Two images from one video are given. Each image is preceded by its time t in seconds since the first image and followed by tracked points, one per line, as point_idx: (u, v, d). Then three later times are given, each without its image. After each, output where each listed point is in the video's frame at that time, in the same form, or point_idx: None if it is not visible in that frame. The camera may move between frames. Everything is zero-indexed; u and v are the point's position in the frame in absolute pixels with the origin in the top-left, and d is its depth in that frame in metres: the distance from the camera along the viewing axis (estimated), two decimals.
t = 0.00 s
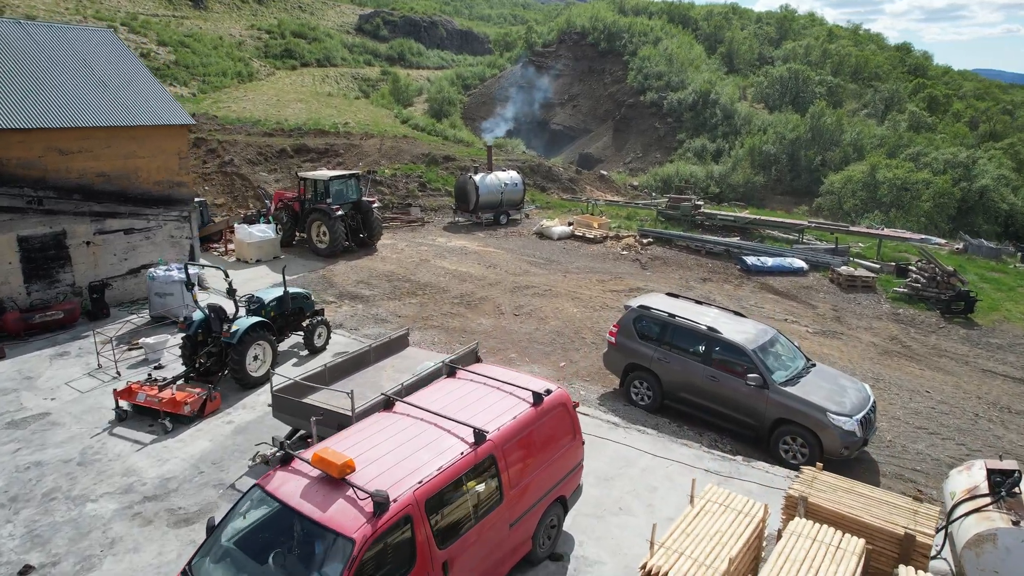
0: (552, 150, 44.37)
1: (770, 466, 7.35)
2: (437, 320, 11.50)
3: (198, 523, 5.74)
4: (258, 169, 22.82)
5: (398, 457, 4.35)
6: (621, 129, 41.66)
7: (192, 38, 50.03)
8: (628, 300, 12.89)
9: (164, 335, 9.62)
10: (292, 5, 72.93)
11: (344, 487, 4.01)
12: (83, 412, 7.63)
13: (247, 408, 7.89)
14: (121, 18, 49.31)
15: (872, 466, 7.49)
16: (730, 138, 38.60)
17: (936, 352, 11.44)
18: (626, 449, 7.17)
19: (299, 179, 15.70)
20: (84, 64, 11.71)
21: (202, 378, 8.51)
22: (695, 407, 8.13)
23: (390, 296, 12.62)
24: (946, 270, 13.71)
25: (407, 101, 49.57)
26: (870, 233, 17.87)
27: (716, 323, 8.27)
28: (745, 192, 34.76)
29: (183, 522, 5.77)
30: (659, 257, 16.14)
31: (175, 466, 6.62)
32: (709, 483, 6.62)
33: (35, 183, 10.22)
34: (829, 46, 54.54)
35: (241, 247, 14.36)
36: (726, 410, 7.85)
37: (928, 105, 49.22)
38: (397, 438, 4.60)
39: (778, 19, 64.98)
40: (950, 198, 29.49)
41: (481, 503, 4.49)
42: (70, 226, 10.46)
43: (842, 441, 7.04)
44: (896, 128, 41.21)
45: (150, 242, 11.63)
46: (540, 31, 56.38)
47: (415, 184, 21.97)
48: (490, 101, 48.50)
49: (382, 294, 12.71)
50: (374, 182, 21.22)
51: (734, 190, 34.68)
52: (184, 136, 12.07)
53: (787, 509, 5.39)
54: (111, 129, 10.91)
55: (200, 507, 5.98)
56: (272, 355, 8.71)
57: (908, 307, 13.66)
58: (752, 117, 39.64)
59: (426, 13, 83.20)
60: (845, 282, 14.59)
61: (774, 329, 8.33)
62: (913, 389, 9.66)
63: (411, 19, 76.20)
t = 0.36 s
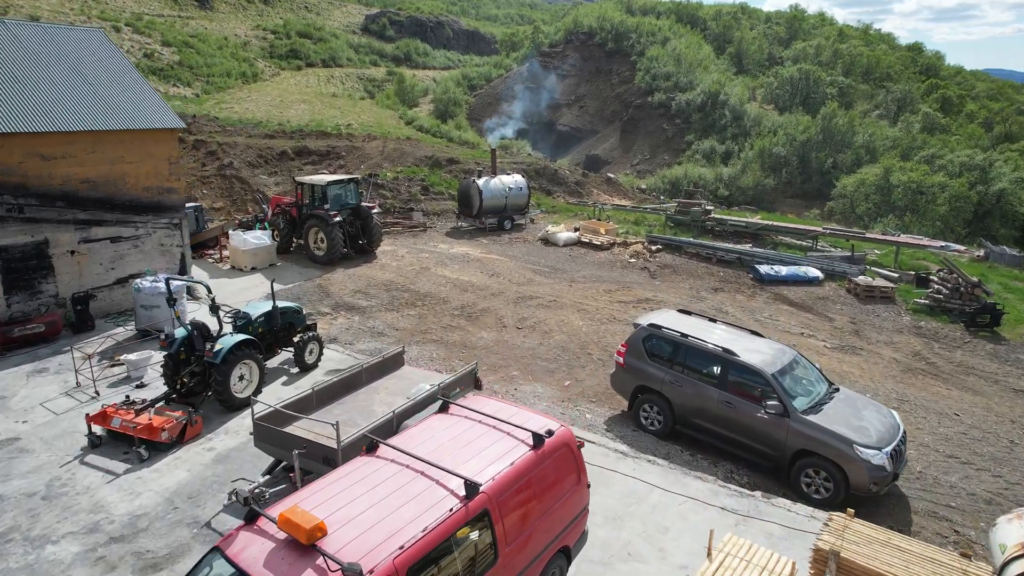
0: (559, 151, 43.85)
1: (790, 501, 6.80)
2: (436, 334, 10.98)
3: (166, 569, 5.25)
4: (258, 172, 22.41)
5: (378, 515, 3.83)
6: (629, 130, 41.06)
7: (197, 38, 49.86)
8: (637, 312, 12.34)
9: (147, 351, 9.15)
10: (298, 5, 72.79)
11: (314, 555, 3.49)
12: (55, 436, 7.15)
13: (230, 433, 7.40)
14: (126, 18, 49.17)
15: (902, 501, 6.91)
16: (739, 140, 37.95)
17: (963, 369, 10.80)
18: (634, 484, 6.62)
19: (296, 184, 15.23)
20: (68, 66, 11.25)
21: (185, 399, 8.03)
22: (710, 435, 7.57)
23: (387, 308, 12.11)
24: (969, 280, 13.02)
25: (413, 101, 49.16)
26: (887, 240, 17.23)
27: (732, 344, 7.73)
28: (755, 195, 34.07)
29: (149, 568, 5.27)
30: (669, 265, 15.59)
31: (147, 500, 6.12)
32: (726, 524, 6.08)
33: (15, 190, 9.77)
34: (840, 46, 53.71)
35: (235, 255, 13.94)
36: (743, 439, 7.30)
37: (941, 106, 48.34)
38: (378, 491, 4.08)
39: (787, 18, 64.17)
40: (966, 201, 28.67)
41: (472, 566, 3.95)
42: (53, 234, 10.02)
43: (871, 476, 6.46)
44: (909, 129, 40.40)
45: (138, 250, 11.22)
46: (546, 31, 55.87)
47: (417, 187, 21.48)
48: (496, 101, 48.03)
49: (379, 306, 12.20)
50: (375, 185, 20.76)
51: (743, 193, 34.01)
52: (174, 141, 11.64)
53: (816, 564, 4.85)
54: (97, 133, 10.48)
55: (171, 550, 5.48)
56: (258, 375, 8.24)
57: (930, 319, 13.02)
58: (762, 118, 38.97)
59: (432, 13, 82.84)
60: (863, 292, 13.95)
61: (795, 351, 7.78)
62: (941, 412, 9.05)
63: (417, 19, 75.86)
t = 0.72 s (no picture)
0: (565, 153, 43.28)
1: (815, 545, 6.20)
2: (433, 349, 10.42)
3: None
4: (257, 175, 21.95)
5: None
6: (635, 132, 40.43)
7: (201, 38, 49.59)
8: (645, 325, 11.73)
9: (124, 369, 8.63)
10: (303, 5, 72.53)
11: None
12: (18, 467, 6.63)
13: (207, 464, 6.87)
14: (130, 18, 48.93)
15: (938, 546, 6.31)
16: (748, 141, 37.26)
17: (993, 390, 10.14)
18: (642, 528, 6.04)
19: (292, 189, 14.73)
20: (52, 68, 10.80)
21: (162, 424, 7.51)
22: (727, 468, 6.98)
23: (382, 321, 11.56)
24: (996, 292, 12.33)
25: (417, 102, 48.70)
26: (905, 248, 16.56)
27: (750, 369, 7.14)
28: (765, 198, 33.36)
29: None
30: (678, 273, 15.00)
31: (110, 543, 5.60)
32: None
33: None
34: (851, 46, 52.83)
35: (228, 263, 13.46)
36: (764, 475, 6.69)
37: (954, 108, 47.44)
38: (352, 561, 3.53)
39: (796, 18, 63.29)
40: (984, 205, 27.85)
41: None
42: (30, 244, 9.53)
43: (906, 520, 5.84)
44: (922, 131, 39.55)
45: (123, 260, 10.72)
46: (552, 32, 55.29)
47: (419, 191, 20.96)
48: (501, 102, 47.51)
49: (375, 318, 11.66)
50: (376, 189, 20.26)
51: (752, 196, 33.31)
52: (161, 145, 11.11)
53: None
54: (78, 138, 9.96)
55: None
56: (241, 398, 7.70)
57: (954, 334, 12.35)
58: (772, 120, 38.25)
59: (437, 13, 82.36)
60: (882, 304, 13.28)
61: (818, 377, 7.19)
62: (973, 440, 8.41)
63: (422, 19, 75.43)
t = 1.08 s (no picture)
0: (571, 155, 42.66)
1: None
2: (431, 367, 9.82)
3: None
4: (255, 178, 21.47)
5: None
6: (642, 133, 39.76)
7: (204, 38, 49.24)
8: (655, 340, 11.12)
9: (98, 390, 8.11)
10: (308, 4, 72.16)
11: None
12: None
13: (179, 500, 6.30)
14: (134, 18, 48.63)
15: None
16: (758, 143, 36.53)
17: None
18: None
19: (287, 195, 14.21)
20: (32, 71, 10.36)
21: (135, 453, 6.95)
22: (747, 508, 6.35)
23: (378, 335, 10.99)
24: None
25: (422, 103, 48.18)
26: (926, 256, 15.87)
27: (773, 399, 6.52)
28: (775, 202, 32.60)
29: None
30: (688, 283, 14.38)
31: None
32: None
33: None
34: (862, 46, 51.91)
35: (218, 272, 12.95)
36: (789, 517, 6.06)
37: (968, 108, 46.50)
38: None
39: (806, 17, 62.34)
40: (1002, 209, 27.01)
41: None
42: (6, 254, 9.00)
43: None
44: (936, 132, 38.67)
45: (106, 271, 10.18)
46: (559, 32, 54.63)
47: (420, 195, 20.40)
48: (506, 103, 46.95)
49: (370, 332, 11.09)
50: (376, 193, 19.72)
51: (762, 199, 32.57)
52: (146, 150, 10.61)
53: None
54: (56, 142, 9.46)
55: None
56: (220, 425, 7.12)
57: (983, 350, 11.64)
58: (782, 121, 37.49)
59: (443, 12, 81.84)
60: (904, 318, 12.58)
61: (848, 408, 6.55)
62: (1014, 473, 7.74)
63: (428, 19, 74.92)
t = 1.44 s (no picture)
0: (577, 156, 42.01)
1: None
2: (428, 388, 9.21)
3: None
4: (253, 181, 20.93)
5: None
6: (650, 135, 39.07)
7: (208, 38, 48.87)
8: (666, 357, 10.46)
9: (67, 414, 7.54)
10: (313, 4, 71.79)
11: None
12: None
13: (144, 546, 5.70)
14: (137, 18, 48.28)
15: None
16: (768, 145, 35.76)
17: None
18: None
19: (281, 201, 13.66)
20: (11, 73, 9.85)
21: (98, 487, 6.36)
22: (774, 559, 5.71)
23: (372, 351, 10.38)
24: None
25: (427, 103, 47.62)
26: (951, 265, 15.11)
27: (801, 435, 5.87)
28: (786, 205, 31.82)
29: None
30: (700, 294, 13.72)
31: None
32: None
33: None
34: (874, 45, 50.95)
35: (208, 282, 12.40)
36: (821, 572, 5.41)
37: (983, 109, 45.48)
38: None
39: (816, 17, 61.31)
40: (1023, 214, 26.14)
41: None
42: None
43: None
44: (951, 134, 37.75)
45: (85, 282, 9.63)
46: (565, 31, 53.93)
47: (422, 199, 19.81)
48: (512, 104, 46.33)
49: (364, 348, 10.48)
50: (376, 197, 19.15)
51: (773, 202, 31.80)
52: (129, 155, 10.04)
53: None
54: (30, 148, 8.91)
55: None
56: (195, 458, 6.51)
57: (1017, 368, 10.90)
58: (793, 123, 36.70)
59: (449, 12, 81.27)
60: (931, 332, 11.82)
61: (885, 445, 5.89)
62: None
63: (434, 19, 74.39)
